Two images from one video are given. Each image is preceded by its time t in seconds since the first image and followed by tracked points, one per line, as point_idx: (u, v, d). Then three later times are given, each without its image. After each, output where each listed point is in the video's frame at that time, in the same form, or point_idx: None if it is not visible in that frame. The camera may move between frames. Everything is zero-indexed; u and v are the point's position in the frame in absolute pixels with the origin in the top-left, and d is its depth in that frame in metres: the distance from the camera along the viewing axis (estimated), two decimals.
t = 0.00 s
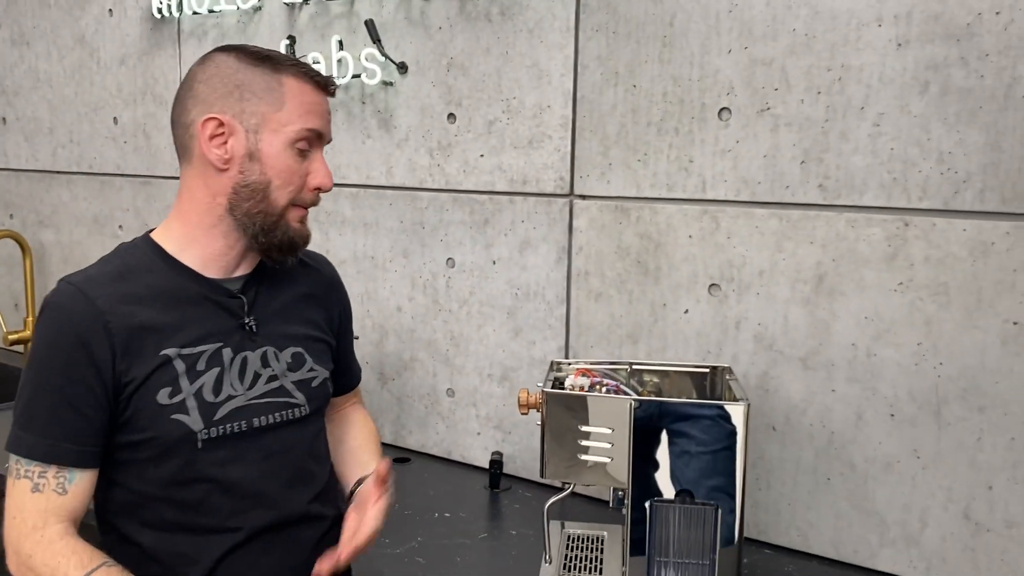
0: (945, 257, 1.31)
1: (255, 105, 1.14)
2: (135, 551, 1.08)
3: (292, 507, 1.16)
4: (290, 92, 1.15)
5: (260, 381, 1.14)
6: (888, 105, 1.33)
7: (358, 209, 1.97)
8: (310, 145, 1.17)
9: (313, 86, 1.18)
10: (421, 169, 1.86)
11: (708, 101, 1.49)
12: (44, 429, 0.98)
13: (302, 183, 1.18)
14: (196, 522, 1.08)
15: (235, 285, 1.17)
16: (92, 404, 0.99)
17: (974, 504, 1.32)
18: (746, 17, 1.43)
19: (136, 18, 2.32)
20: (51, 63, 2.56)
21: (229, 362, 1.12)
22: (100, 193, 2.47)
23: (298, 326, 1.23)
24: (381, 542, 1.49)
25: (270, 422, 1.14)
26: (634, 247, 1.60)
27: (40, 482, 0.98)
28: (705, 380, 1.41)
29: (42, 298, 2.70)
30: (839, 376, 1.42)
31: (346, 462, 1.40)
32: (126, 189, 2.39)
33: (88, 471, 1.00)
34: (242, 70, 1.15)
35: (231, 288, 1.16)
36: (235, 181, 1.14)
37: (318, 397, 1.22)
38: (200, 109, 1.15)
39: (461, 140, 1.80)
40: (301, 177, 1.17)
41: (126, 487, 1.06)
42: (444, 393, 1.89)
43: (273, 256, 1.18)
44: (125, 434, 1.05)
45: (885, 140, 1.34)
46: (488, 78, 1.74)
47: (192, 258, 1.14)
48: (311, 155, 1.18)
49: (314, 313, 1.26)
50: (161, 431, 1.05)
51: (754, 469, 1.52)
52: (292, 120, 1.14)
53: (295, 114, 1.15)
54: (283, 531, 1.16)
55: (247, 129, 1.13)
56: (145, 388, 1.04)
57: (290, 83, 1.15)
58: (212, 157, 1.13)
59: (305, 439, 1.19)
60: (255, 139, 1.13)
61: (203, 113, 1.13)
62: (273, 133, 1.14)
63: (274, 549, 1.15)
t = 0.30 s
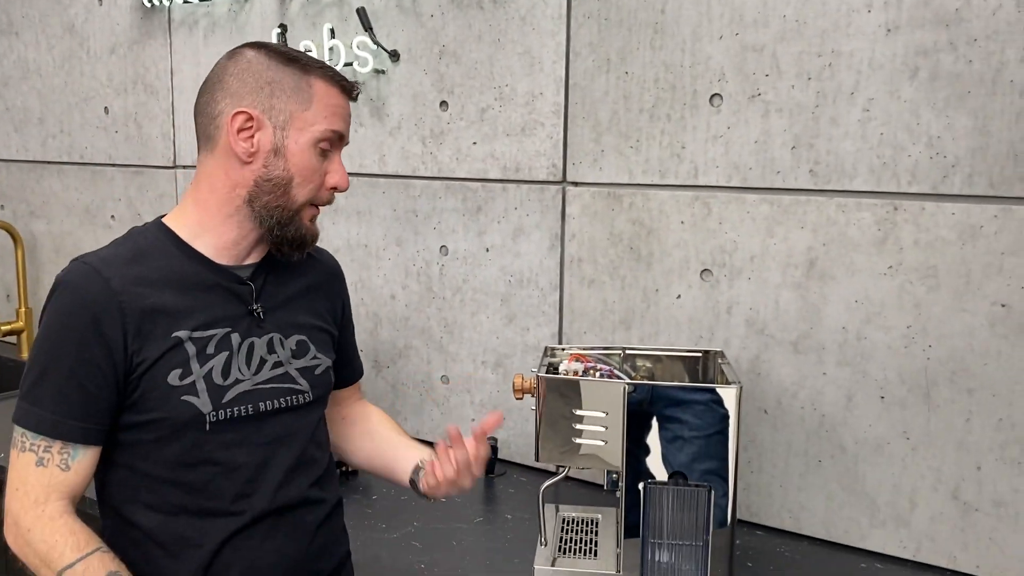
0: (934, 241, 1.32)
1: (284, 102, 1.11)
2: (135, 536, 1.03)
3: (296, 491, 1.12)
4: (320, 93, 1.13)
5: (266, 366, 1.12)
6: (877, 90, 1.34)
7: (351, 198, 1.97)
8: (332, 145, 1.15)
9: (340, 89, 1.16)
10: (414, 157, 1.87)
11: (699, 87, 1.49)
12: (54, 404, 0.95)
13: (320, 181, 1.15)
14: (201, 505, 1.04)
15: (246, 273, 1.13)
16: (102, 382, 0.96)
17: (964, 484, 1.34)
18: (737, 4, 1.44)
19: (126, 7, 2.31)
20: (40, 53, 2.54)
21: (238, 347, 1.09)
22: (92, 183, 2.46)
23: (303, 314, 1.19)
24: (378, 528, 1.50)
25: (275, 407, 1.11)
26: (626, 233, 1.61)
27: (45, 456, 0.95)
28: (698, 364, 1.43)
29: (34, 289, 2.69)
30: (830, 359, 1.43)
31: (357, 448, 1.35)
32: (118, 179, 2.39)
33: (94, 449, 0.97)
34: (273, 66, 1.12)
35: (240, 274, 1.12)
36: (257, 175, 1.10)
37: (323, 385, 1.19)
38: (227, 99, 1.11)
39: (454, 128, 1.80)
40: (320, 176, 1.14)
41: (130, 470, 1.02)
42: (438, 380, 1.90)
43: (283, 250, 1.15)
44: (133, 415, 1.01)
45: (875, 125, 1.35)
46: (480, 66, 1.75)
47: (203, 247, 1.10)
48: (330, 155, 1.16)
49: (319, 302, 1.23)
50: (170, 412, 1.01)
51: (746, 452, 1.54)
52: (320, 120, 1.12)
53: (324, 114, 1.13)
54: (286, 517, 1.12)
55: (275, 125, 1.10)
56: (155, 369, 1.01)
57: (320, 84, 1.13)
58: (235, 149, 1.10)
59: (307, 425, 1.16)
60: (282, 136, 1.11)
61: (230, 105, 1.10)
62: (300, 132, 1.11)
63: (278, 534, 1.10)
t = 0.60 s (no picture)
0: (923, 225, 1.32)
1: (262, 84, 1.06)
2: (124, 522, 1.00)
3: (288, 480, 1.09)
4: (299, 72, 1.07)
5: (259, 354, 1.08)
6: (867, 73, 1.33)
7: (342, 185, 1.96)
8: (316, 125, 1.08)
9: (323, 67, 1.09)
10: (404, 144, 1.86)
11: (689, 72, 1.49)
12: (45, 385, 0.91)
13: (305, 162, 1.09)
14: (190, 491, 1.01)
15: (237, 260, 1.10)
16: (93, 364, 0.93)
17: (953, 467, 1.35)
18: None
19: None
20: (27, 41, 2.52)
21: (231, 333, 1.06)
22: (80, 172, 2.45)
23: (296, 304, 1.16)
24: (369, 515, 1.50)
25: (267, 395, 1.08)
26: (617, 219, 1.60)
27: (40, 439, 0.92)
28: (689, 350, 1.43)
29: (23, 279, 2.68)
30: (820, 343, 1.43)
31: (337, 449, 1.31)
32: (106, 168, 2.37)
33: (90, 431, 0.94)
34: (252, 49, 1.07)
35: (233, 262, 1.09)
36: (239, 160, 1.06)
37: (315, 375, 1.16)
38: (210, 85, 1.07)
39: (444, 114, 1.79)
40: (304, 157, 1.08)
41: (120, 455, 0.99)
42: (430, 367, 1.90)
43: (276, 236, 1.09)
44: (124, 398, 0.98)
45: (865, 108, 1.34)
46: (469, 51, 1.74)
47: (196, 232, 1.06)
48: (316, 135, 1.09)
49: (313, 294, 1.20)
50: (162, 396, 0.98)
51: (737, 437, 1.54)
52: (298, 99, 1.06)
53: (302, 92, 1.06)
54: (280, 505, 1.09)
55: (254, 107, 1.05)
56: (147, 351, 0.98)
57: (301, 63, 1.07)
58: (219, 137, 1.06)
59: (301, 413, 1.13)
60: (260, 118, 1.05)
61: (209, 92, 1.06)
62: (279, 112, 1.05)
63: (269, 521, 1.07)
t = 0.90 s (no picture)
0: (919, 217, 1.32)
1: (214, 67, 1.04)
2: (116, 515, 0.99)
3: (280, 476, 1.08)
4: (245, 51, 1.03)
5: (253, 350, 1.08)
6: (862, 65, 1.33)
7: (335, 178, 1.95)
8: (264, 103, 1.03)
9: (273, 44, 1.04)
10: (397, 137, 1.85)
11: (684, 64, 1.48)
12: (38, 378, 0.90)
13: (258, 144, 1.03)
14: (181, 486, 1.00)
15: (232, 255, 1.09)
16: (87, 359, 0.92)
17: (948, 459, 1.35)
18: None
19: None
20: (18, 34, 2.50)
21: (225, 329, 1.05)
22: (72, 166, 2.43)
23: (291, 301, 1.15)
24: (364, 509, 1.49)
25: (260, 392, 1.07)
26: (611, 212, 1.60)
27: (35, 432, 0.91)
28: (683, 344, 1.42)
29: (15, 274, 2.67)
30: (815, 336, 1.43)
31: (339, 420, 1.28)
32: (99, 162, 2.36)
33: (85, 424, 0.93)
34: (212, 37, 1.06)
35: (228, 257, 1.08)
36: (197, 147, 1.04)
37: (309, 372, 1.15)
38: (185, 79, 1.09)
39: (438, 107, 1.78)
40: (253, 137, 1.03)
41: (113, 449, 0.99)
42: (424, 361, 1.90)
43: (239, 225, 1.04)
44: (117, 392, 0.97)
45: (860, 100, 1.34)
46: (463, 43, 1.73)
47: (185, 223, 1.05)
48: (270, 115, 1.04)
49: (308, 290, 1.19)
50: (155, 390, 0.98)
51: (732, 430, 1.54)
52: (241, 77, 1.02)
53: (245, 71, 1.03)
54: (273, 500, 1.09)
55: (206, 91, 1.04)
56: (141, 345, 0.97)
57: (247, 41, 1.04)
58: (185, 127, 1.06)
59: (294, 409, 1.12)
60: (209, 102, 1.03)
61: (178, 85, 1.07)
62: (225, 94, 1.03)
63: (262, 515, 1.07)
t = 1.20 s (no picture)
0: (919, 215, 1.32)
1: (195, 62, 1.03)
2: (110, 514, 0.99)
3: (276, 473, 1.08)
4: (224, 45, 1.03)
5: (248, 347, 1.08)
6: (862, 63, 1.33)
7: (334, 176, 1.95)
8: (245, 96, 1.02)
9: (253, 35, 1.04)
10: (396, 135, 1.85)
11: (684, 62, 1.48)
12: (32, 378, 0.90)
13: (241, 137, 1.03)
14: (176, 485, 1.00)
15: (225, 252, 1.09)
16: (81, 358, 0.92)
17: (948, 457, 1.35)
18: None
19: None
20: (16, 31, 2.49)
21: (219, 326, 1.05)
22: (70, 164, 2.43)
23: (286, 295, 1.15)
24: (363, 507, 1.49)
25: (255, 388, 1.07)
26: (611, 210, 1.59)
27: (30, 433, 0.90)
28: (683, 341, 1.42)
29: (13, 271, 2.66)
30: (814, 334, 1.43)
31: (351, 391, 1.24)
32: (97, 159, 2.35)
33: (80, 425, 0.93)
34: (194, 33, 1.06)
35: (221, 254, 1.08)
36: (183, 144, 1.04)
37: (305, 367, 1.15)
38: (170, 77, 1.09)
39: (437, 104, 1.78)
40: (237, 131, 1.02)
41: (107, 449, 0.98)
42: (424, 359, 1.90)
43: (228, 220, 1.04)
44: (109, 391, 0.97)
45: (860, 98, 1.34)
46: (462, 41, 1.72)
47: (175, 218, 1.05)
48: (252, 108, 1.04)
49: (303, 285, 1.19)
50: (149, 389, 0.97)
51: (731, 427, 1.54)
52: (221, 71, 1.02)
53: (225, 64, 1.02)
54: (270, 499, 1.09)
55: (189, 87, 1.04)
56: (135, 345, 0.97)
57: (226, 35, 1.03)
58: (172, 125, 1.06)
59: (291, 406, 1.12)
60: (193, 97, 1.03)
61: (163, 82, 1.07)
62: (206, 88, 1.02)
63: (259, 514, 1.07)
